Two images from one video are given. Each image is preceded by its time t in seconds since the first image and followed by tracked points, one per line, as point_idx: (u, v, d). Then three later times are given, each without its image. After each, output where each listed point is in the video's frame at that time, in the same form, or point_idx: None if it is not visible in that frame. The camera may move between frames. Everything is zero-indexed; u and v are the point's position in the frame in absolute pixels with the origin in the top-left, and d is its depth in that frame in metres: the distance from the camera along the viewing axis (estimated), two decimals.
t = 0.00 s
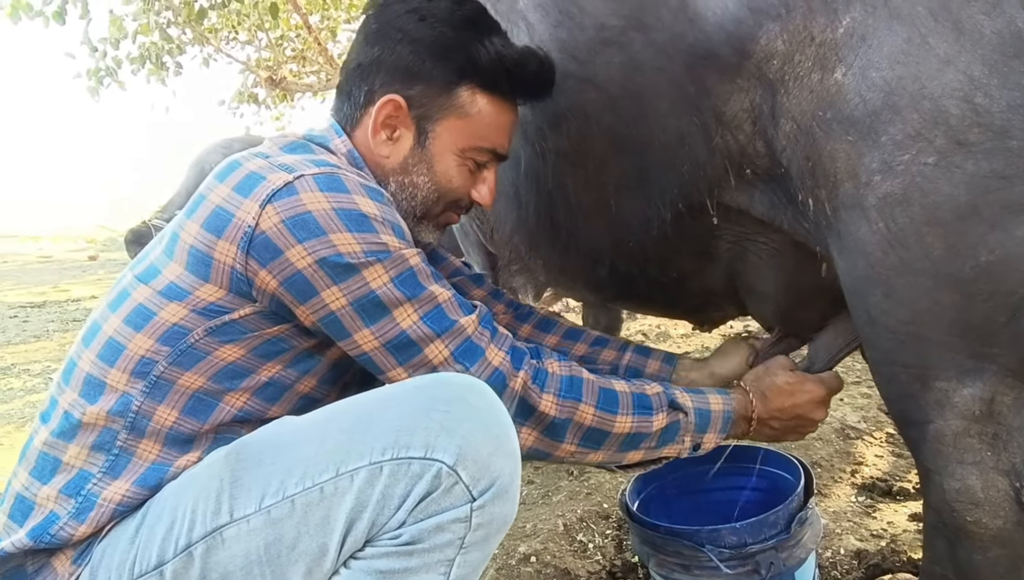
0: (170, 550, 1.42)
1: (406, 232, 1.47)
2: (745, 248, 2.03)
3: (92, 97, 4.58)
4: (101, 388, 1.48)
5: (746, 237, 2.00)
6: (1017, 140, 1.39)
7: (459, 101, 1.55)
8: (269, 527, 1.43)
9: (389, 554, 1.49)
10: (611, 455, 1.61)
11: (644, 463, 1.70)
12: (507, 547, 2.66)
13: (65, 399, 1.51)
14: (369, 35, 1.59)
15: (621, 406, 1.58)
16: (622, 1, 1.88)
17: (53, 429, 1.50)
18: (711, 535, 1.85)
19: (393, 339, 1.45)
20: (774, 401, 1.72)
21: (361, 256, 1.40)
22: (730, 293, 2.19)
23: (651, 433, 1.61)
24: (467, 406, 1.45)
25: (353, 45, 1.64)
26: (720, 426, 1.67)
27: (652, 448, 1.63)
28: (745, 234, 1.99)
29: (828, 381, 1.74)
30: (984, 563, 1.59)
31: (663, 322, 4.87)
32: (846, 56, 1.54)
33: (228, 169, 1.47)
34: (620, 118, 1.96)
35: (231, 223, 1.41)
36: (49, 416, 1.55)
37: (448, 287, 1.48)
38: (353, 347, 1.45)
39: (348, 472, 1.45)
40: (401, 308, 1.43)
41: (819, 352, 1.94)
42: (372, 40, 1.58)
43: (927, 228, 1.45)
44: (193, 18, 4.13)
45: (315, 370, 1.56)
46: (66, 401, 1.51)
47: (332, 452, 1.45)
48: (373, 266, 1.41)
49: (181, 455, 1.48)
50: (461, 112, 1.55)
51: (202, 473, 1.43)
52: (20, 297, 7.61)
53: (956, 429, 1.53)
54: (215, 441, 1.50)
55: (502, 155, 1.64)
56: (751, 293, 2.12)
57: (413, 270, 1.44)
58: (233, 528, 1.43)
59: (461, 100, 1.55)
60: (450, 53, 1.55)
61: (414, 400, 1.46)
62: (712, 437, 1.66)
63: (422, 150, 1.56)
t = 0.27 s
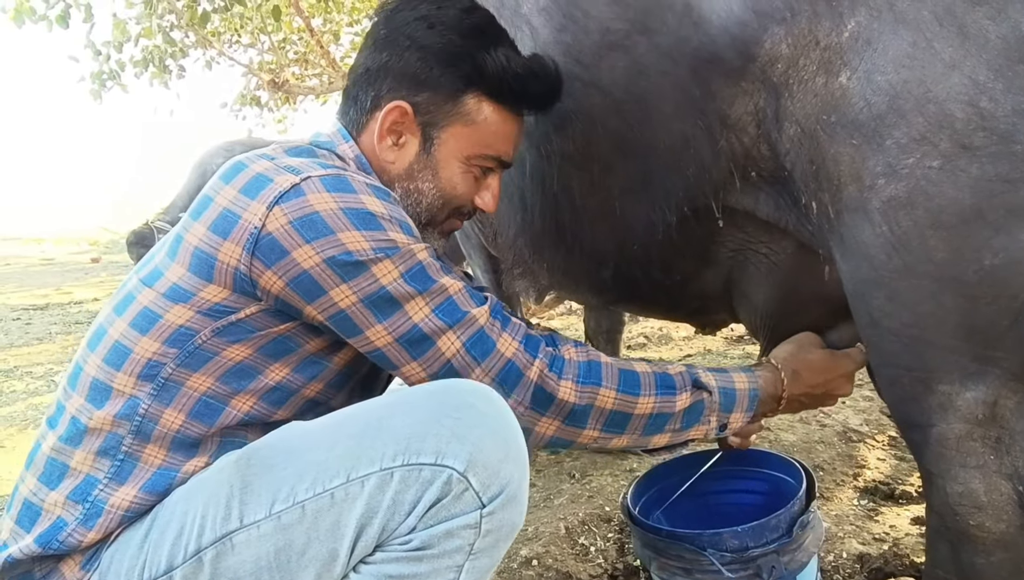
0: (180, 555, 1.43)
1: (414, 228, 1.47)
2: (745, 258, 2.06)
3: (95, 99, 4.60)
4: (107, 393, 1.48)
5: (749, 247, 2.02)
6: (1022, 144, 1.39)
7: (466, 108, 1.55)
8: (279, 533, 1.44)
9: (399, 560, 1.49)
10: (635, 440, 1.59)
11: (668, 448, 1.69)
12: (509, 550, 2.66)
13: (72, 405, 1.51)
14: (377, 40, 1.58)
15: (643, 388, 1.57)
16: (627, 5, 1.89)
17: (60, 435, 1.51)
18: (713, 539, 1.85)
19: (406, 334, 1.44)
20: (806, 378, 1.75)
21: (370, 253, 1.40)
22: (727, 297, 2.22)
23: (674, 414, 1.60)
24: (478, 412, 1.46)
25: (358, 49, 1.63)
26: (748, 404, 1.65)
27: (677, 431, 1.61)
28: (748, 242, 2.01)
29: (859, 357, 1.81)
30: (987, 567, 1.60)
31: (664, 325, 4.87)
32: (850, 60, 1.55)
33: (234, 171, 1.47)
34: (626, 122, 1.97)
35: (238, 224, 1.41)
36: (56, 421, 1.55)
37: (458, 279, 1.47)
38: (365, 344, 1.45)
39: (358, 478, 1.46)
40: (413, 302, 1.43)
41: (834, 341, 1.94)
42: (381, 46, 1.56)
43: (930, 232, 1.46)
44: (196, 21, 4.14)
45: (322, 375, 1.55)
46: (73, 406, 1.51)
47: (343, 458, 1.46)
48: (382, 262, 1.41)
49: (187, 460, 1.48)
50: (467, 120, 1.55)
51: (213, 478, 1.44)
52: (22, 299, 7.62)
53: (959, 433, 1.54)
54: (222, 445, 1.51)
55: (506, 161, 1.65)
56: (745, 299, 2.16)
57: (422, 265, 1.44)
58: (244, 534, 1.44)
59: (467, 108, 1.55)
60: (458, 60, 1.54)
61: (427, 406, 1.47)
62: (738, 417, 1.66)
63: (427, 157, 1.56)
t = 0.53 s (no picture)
0: (169, 562, 1.43)
1: (397, 231, 1.46)
2: (747, 260, 2.05)
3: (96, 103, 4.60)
4: (95, 398, 1.48)
5: (750, 249, 2.02)
6: (1019, 146, 1.39)
7: (451, 96, 1.54)
8: (268, 539, 1.45)
9: (387, 567, 1.50)
10: (608, 448, 1.61)
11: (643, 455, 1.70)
12: (509, 553, 2.65)
13: (60, 411, 1.51)
14: (357, 31, 1.57)
15: (619, 401, 1.58)
16: (626, 9, 1.88)
17: (49, 441, 1.51)
18: (713, 542, 1.86)
19: (387, 340, 1.43)
20: (786, 390, 1.73)
21: (353, 257, 1.39)
22: (730, 299, 2.21)
23: (649, 426, 1.60)
24: (469, 418, 1.46)
25: (338, 41, 1.63)
26: (724, 414, 1.66)
27: (651, 440, 1.62)
28: (749, 244, 2.01)
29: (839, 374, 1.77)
30: (987, 570, 1.59)
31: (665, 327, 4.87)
32: (847, 62, 1.54)
33: (216, 171, 1.46)
34: (624, 125, 1.96)
35: (218, 225, 1.40)
36: (45, 427, 1.55)
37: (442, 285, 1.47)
38: (347, 349, 1.45)
39: (346, 484, 1.46)
40: (395, 308, 1.42)
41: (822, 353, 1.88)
42: (362, 37, 1.56)
43: (929, 234, 1.45)
44: (196, 25, 4.14)
45: (310, 372, 1.55)
46: (61, 411, 1.51)
47: (331, 464, 1.46)
48: (365, 266, 1.40)
49: (178, 463, 1.48)
50: (452, 107, 1.55)
51: (201, 484, 1.43)
52: (24, 302, 7.62)
53: (959, 436, 1.53)
54: (212, 449, 1.50)
55: (495, 148, 1.64)
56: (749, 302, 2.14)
57: (405, 269, 1.43)
58: (232, 540, 1.44)
59: (453, 96, 1.54)
60: (442, 48, 1.53)
61: (416, 413, 1.47)
62: (713, 425, 1.67)
63: (414, 147, 1.56)
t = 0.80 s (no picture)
0: (164, 568, 1.42)
1: (395, 237, 1.46)
2: (748, 252, 2.02)
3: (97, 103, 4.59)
4: (87, 407, 1.47)
5: (751, 241, 2.00)
6: (1021, 144, 1.38)
7: (447, 95, 1.54)
8: (263, 543, 1.44)
9: (384, 569, 1.49)
10: (606, 462, 1.61)
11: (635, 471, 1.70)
12: (510, 553, 2.65)
13: (51, 419, 1.50)
14: (349, 28, 1.56)
15: (617, 414, 1.58)
16: (625, 7, 1.88)
17: (40, 450, 1.50)
18: (714, 541, 1.85)
19: (382, 352, 1.45)
20: (775, 405, 1.72)
21: (348, 268, 1.39)
22: (734, 294, 2.18)
23: (646, 441, 1.61)
24: (465, 418, 1.45)
25: (329, 38, 1.62)
26: (719, 429, 1.66)
27: (647, 455, 1.62)
28: (748, 237, 1.99)
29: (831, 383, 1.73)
30: (989, 570, 1.59)
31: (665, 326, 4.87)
32: (848, 59, 1.54)
33: (208, 177, 1.45)
34: (624, 124, 1.96)
35: (212, 234, 1.40)
36: (36, 435, 1.54)
37: (439, 296, 1.48)
38: (343, 359, 1.46)
39: (342, 486, 1.45)
40: (390, 320, 1.43)
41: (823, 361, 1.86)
42: (356, 35, 1.55)
43: (930, 233, 1.44)
44: (197, 24, 4.13)
45: (307, 380, 1.56)
46: (53, 419, 1.50)
47: (326, 468, 1.45)
48: (360, 278, 1.40)
49: (173, 470, 1.48)
50: (448, 106, 1.54)
51: (195, 490, 1.43)
52: (25, 302, 7.62)
53: (960, 435, 1.52)
54: (208, 454, 1.50)
55: (491, 147, 1.64)
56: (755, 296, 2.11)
57: (402, 279, 1.44)
58: (227, 545, 1.43)
59: (448, 94, 1.54)
60: (437, 46, 1.52)
61: (410, 414, 1.47)
62: (709, 441, 1.66)
63: (410, 147, 1.56)
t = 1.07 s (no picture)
0: (167, 565, 1.42)
1: (399, 236, 1.45)
2: (755, 250, 2.02)
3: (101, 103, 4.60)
4: (89, 405, 1.46)
5: (757, 238, 1.99)
6: None
7: (450, 93, 1.53)
8: (266, 540, 1.43)
9: (387, 565, 1.48)
10: (616, 461, 1.59)
11: (649, 474, 1.69)
12: (512, 552, 2.64)
13: (55, 417, 1.50)
14: (352, 28, 1.56)
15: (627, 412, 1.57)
16: (630, 3, 1.87)
17: (44, 448, 1.50)
18: (717, 541, 1.84)
19: (385, 350, 1.44)
20: (795, 408, 1.73)
21: (351, 265, 1.39)
22: (739, 294, 2.17)
23: (658, 440, 1.60)
24: (466, 414, 1.45)
25: (331, 38, 1.61)
26: (733, 432, 1.66)
27: (659, 455, 1.61)
28: (754, 235, 1.99)
29: (849, 387, 1.75)
30: (996, 570, 1.58)
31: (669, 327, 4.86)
32: (855, 56, 1.53)
33: (211, 176, 1.45)
34: (628, 122, 1.95)
35: (215, 232, 1.39)
36: (39, 433, 1.54)
37: (442, 294, 1.47)
38: (346, 358, 1.44)
39: (344, 483, 1.45)
40: (393, 318, 1.42)
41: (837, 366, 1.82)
42: (358, 35, 1.54)
43: (938, 230, 1.44)
44: (201, 24, 4.13)
45: (309, 381, 1.55)
46: (56, 417, 1.50)
47: (328, 464, 1.45)
48: (363, 275, 1.39)
49: (175, 470, 1.47)
50: (451, 105, 1.54)
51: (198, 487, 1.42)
52: (28, 302, 7.63)
53: (967, 434, 1.51)
54: (211, 453, 1.50)
55: (495, 145, 1.63)
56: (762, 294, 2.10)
57: (405, 277, 1.42)
58: (230, 542, 1.43)
59: (451, 93, 1.53)
60: (440, 43, 1.52)
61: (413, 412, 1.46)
62: (724, 445, 1.66)
63: (413, 146, 1.55)
